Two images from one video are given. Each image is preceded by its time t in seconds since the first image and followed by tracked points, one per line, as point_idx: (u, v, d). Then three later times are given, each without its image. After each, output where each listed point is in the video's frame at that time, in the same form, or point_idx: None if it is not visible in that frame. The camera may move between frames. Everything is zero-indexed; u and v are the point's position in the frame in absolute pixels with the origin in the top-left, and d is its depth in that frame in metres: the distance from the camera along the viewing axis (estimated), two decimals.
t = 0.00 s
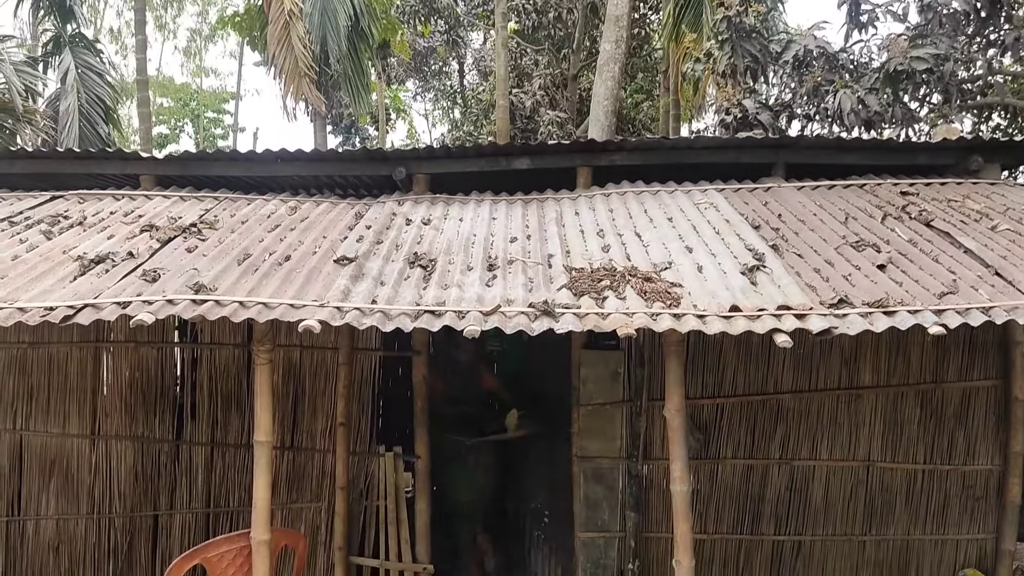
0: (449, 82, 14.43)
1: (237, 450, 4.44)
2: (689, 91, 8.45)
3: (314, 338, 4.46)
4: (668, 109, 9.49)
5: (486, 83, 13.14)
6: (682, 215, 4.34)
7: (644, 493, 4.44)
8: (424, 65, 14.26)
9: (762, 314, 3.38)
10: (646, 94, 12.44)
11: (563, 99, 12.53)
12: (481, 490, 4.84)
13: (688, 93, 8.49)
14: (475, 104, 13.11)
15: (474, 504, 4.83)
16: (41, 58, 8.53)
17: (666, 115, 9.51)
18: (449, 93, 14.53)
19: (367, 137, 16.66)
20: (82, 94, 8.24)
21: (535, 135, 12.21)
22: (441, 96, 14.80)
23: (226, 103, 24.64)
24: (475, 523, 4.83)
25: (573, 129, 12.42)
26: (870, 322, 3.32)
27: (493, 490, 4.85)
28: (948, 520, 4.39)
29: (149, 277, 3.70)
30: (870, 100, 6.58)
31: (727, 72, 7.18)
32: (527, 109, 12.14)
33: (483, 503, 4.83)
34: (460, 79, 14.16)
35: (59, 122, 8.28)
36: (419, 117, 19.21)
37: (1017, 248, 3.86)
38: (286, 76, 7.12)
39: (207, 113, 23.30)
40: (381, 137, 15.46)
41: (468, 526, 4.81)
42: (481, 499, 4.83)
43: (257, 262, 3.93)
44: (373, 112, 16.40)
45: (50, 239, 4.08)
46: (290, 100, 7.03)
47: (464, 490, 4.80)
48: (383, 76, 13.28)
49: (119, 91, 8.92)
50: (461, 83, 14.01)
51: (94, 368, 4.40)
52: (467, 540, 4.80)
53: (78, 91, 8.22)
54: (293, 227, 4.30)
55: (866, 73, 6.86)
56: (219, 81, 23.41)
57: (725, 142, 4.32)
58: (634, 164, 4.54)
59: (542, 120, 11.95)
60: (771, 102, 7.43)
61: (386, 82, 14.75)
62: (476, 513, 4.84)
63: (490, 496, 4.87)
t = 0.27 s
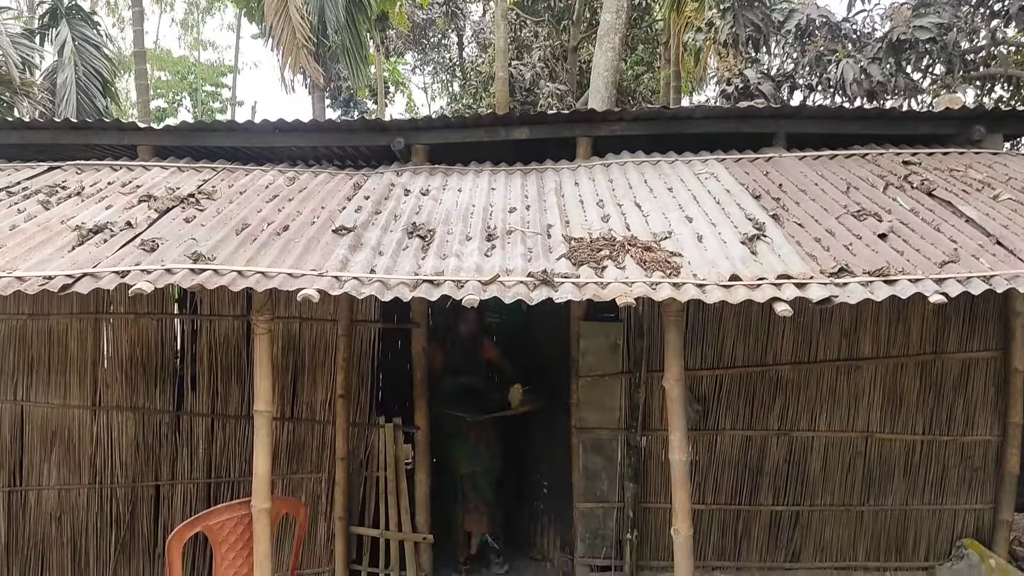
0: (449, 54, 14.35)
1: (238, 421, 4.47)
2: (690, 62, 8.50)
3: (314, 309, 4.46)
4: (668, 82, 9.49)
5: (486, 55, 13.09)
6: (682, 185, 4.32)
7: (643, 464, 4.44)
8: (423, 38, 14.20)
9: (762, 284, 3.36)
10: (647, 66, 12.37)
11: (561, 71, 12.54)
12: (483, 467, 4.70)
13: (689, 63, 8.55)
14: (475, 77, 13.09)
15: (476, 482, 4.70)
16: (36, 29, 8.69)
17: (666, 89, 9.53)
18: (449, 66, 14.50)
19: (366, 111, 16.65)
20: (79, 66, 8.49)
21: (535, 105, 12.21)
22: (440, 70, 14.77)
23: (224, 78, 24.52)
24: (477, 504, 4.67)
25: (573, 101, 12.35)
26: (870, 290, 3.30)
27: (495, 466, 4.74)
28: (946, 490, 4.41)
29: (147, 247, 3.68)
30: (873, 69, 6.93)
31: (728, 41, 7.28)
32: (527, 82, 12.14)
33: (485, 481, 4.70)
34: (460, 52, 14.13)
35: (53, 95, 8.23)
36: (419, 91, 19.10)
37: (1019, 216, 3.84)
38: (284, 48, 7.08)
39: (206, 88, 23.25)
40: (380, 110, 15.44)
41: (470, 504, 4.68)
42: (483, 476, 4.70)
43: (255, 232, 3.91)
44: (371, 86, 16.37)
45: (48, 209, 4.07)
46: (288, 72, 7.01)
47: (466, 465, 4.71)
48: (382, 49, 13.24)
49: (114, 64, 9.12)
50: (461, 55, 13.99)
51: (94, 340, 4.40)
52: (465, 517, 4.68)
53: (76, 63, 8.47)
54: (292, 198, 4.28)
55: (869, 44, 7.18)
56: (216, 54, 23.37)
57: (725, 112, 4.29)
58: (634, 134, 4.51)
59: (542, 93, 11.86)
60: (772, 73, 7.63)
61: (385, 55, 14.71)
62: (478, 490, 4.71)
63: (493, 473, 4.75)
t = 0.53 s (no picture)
0: (448, 27, 14.30)
1: (237, 393, 4.48)
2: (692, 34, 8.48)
3: (312, 282, 4.44)
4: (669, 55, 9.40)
5: (485, 29, 13.02)
6: (682, 157, 4.29)
7: (642, 437, 4.45)
8: (423, 12, 14.14)
9: (762, 255, 3.34)
10: (647, 41, 12.41)
11: (561, 45, 12.50)
12: (485, 447, 4.49)
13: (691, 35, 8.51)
14: (474, 50, 13.05)
15: (478, 461, 4.51)
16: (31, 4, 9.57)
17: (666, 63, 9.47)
18: (448, 40, 14.46)
19: (365, 84, 16.63)
20: (75, 40, 9.43)
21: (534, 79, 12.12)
22: (440, 44, 14.73)
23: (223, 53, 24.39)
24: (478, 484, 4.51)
25: (573, 76, 12.33)
26: (871, 261, 3.29)
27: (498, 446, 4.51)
28: (944, 463, 4.43)
29: (144, 217, 3.66)
30: (875, 41, 6.92)
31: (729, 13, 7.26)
32: (526, 56, 12.08)
33: (487, 460, 4.50)
34: (460, 25, 14.06)
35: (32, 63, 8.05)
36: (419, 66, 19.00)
37: (1021, 188, 3.83)
38: (281, 21, 7.10)
39: (204, 61, 23.12)
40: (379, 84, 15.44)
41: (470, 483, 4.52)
42: (485, 456, 4.49)
43: (253, 202, 3.88)
44: (370, 59, 16.32)
45: (44, 180, 4.05)
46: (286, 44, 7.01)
47: (468, 445, 4.48)
48: (381, 21, 13.19)
49: (110, 38, 10.11)
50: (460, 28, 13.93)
51: (92, 312, 4.39)
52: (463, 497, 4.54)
53: (72, 37, 9.40)
54: (289, 169, 4.26)
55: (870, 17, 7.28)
56: (213, 28, 23.27)
57: (726, 82, 4.26)
58: (634, 105, 4.49)
59: (541, 66, 11.81)
60: (771, 45, 7.58)
61: (384, 29, 14.66)
62: (480, 469, 4.53)
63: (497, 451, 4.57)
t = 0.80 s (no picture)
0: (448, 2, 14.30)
1: (235, 368, 4.48)
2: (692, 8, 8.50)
3: (310, 257, 4.43)
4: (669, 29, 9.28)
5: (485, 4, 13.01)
6: (681, 131, 4.27)
7: (640, 413, 4.46)
8: None
9: (761, 229, 3.32)
10: (648, 17, 12.78)
11: (561, 21, 12.50)
12: (493, 429, 4.42)
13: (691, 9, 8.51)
14: (474, 26, 13.06)
15: (484, 443, 4.45)
16: None
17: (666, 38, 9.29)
18: (448, 15, 14.45)
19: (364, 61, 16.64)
20: (71, 15, 10.35)
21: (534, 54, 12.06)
22: (439, 19, 14.73)
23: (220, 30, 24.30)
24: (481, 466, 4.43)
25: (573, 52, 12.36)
26: (870, 234, 3.28)
27: (505, 428, 4.43)
28: (940, 438, 4.46)
29: (140, 189, 3.63)
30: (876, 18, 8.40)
31: None
32: (526, 31, 12.05)
33: (494, 443, 4.43)
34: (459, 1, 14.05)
35: (19, 44, 8.05)
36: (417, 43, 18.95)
37: (1020, 162, 3.82)
38: None
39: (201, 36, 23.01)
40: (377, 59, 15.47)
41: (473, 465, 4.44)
42: (492, 439, 4.42)
43: (250, 175, 3.85)
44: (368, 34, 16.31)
45: (39, 152, 4.02)
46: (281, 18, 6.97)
47: (475, 425, 4.43)
48: None
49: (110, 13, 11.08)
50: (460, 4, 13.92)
51: (88, 287, 4.37)
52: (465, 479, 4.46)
53: (68, 13, 10.34)
54: (286, 142, 4.23)
55: None
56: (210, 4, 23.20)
57: (725, 56, 4.23)
58: (633, 79, 4.47)
59: (541, 42, 11.82)
60: (771, 21, 8.92)
61: (382, 5, 14.64)
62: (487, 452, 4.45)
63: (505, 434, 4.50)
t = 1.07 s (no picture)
0: None
1: (232, 345, 4.48)
2: None
3: (307, 234, 4.42)
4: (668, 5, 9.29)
5: None
6: (680, 107, 4.25)
7: (637, 391, 4.46)
8: None
9: (760, 205, 3.31)
10: None
11: None
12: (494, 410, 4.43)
13: None
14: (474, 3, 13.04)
15: (485, 424, 4.45)
16: None
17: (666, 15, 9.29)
18: None
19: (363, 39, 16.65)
20: None
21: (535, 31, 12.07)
22: None
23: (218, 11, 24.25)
24: (483, 447, 4.46)
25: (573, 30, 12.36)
26: (869, 209, 3.27)
27: (506, 409, 4.44)
28: (936, 416, 4.47)
29: (134, 163, 3.60)
30: None
31: None
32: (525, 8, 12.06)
33: (495, 424, 4.44)
34: None
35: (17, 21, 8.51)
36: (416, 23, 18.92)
37: (1020, 138, 3.80)
38: None
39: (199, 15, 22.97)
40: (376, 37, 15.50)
41: (474, 446, 4.46)
42: (494, 420, 4.43)
43: (245, 149, 3.82)
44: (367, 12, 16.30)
45: (33, 126, 3.99)
46: None
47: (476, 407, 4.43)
48: None
49: None
50: None
51: (84, 263, 4.36)
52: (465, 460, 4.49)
53: None
54: (282, 117, 4.20)
55: None
56: None
57: (724, 32, 4.20)
58: (632, 55, 4.44)
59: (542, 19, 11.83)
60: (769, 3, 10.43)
61: None
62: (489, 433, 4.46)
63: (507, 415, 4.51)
